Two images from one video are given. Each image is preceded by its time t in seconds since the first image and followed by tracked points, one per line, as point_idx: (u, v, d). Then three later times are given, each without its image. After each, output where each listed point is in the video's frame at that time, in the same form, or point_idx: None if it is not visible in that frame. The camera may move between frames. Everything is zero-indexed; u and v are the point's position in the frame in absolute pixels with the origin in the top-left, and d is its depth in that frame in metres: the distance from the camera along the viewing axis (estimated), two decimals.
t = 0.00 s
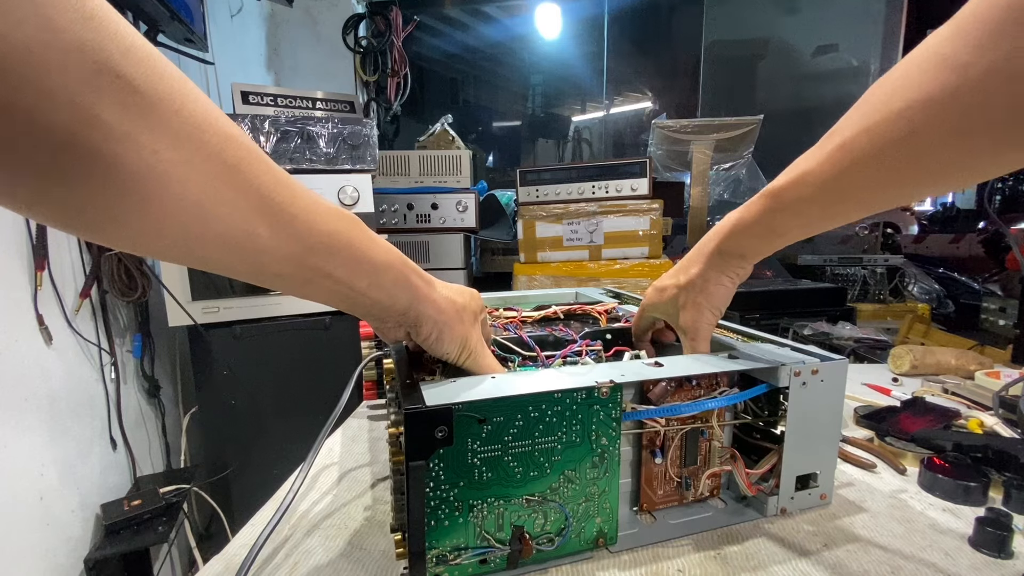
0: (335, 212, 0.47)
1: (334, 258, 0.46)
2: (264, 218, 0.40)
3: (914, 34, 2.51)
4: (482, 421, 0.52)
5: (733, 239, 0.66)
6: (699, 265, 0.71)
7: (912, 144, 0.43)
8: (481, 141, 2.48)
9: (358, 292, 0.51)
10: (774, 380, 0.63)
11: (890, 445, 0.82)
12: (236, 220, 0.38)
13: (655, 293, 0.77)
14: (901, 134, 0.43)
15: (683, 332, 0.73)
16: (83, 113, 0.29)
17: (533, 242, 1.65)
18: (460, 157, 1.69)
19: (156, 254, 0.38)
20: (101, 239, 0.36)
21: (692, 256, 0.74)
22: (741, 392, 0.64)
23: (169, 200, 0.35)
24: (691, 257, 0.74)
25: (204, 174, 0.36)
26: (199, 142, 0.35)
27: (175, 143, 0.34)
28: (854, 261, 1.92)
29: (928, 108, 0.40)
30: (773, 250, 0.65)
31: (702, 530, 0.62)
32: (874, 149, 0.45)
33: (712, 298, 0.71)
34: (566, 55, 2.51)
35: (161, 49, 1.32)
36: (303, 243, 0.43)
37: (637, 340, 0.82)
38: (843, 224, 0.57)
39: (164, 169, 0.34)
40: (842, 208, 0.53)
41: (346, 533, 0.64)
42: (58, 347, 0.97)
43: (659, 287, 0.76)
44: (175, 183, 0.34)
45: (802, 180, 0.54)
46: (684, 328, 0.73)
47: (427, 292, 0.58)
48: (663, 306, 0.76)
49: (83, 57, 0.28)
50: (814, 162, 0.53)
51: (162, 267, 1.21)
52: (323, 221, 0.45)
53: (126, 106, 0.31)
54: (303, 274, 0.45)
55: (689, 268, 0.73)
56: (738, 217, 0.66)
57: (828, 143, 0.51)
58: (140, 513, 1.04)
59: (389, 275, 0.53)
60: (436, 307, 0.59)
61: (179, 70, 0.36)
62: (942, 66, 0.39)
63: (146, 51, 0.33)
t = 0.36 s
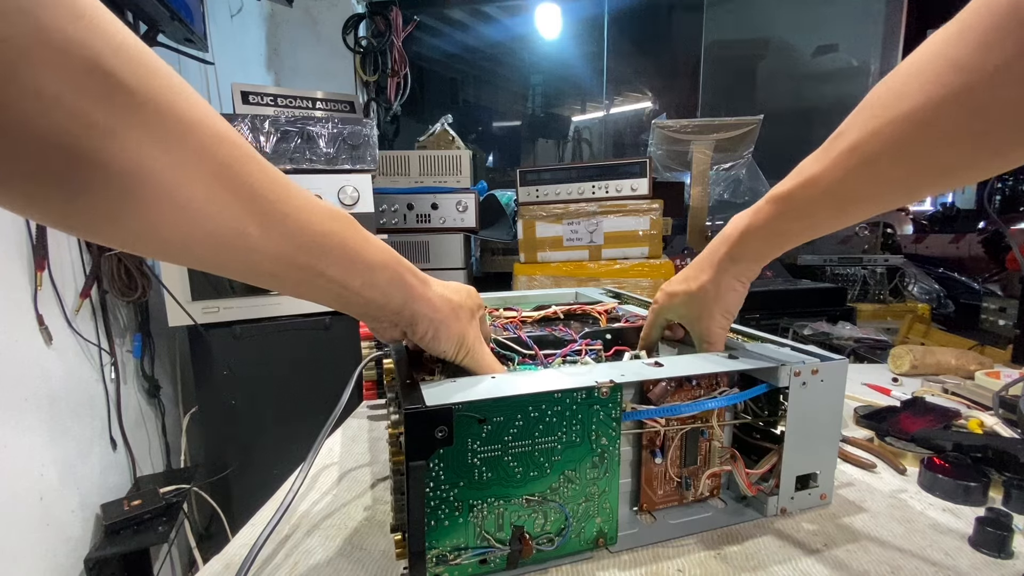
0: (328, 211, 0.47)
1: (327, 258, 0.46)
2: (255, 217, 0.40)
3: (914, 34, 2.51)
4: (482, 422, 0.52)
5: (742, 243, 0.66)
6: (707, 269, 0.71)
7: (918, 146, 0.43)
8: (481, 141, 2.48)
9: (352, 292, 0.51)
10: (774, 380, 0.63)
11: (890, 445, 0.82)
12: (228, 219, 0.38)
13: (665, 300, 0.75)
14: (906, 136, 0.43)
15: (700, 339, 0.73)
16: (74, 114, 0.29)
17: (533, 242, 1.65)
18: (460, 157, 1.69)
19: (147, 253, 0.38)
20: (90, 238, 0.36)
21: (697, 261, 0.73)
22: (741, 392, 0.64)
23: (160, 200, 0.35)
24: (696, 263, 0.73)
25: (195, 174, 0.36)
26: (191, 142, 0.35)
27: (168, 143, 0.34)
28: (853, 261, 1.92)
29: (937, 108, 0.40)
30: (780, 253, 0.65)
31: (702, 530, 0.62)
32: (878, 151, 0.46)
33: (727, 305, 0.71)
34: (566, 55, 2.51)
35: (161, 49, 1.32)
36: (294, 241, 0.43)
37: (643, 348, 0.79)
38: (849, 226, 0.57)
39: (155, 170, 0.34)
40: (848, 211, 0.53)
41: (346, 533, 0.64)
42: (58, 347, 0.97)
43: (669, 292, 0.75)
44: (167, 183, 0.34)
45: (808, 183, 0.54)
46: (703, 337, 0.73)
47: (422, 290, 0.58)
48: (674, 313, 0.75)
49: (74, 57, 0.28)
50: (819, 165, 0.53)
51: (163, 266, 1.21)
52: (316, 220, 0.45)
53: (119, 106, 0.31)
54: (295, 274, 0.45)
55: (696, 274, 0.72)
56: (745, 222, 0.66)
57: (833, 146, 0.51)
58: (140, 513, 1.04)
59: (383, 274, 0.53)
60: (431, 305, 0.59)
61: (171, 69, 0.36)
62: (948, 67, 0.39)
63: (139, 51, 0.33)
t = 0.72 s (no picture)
0: (317, 198, 0.47)
1: (319, 246, 0.46)
2: (246, 208, 0.40)
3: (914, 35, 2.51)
4: (482, 421, 0.52)
5: (740, 214, 0.67)
6: (705, 241, 0.72)
7: (922, 125, 0.43)
8: (481, 141, 2.48)
9: (347, 277, 0.51)
10: (774, 380, 0.63)
11: (890, 445, 0.82)
12: (219, 210, 0.39)
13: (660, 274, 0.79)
14: (912, 113, 0.43)
15: (695, 310, 0.75)
16: (61, 110, 0.29)
17: (533, 242, 1.65)
18: (460, 157, 1.69)
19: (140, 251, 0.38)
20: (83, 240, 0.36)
21: (694, 234, 0.75)
22: (741, 392, 0.64)
23: (152, 194, 0.35)
24: (693, 234, 0.76)
25: (184, 166, 0.36)
26: (178, 133, 0.35)
27: (155, 136, 0.34)
28: (853, 261, 1.91)
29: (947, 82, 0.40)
30: (777, 226, 0.66)
31: (702, 530, 0.62)
32: (883, 127, 0.46)
33: (720, 276, 0.73)
34: (566, 55, 2.51)
35: (161, 49, 1.32)
36: (285, 230, 0.43)
37: (642, 327, 0.83)
38: (846, 201, 0.57)
39: (145, 164, 0.34)
40: (848, 186, 0.53)
41: (346, 533, 0.64)
42: (58, 347, 0.97)
43: (664, 267, 0.78)
44: (157, 177, 0.35)
45: (810, 155, 0.54)
46: (696, 308, 0.74)
47: (417, 274, 0.59)
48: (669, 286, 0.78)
49: (54, 51, 0.28)
50: (824, 138, 0.53)
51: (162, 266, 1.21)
52: (306, 207, 0.45)
53: (104, 99, 0.31)
54: (288, 262, 0.45)
55: (692, 246, 0.75)
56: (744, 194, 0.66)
57: (840, 119, 0.51)
58: (140, 513, 1.04)
59: (377, 257, 0.53)
60: (427, 288, 0.60)
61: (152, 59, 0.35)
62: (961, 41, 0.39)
63: (119, 41, 0.32)
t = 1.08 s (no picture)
0: (320, 201, 0.47)
1: (320, 247, 0.46)
2: (248, 211, 0.40)
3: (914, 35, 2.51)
4: (482, 421, 0.52)
5: (749, 215, 0.67)
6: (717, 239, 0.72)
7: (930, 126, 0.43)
8: (481, 141, 2.48)
9: (347, 277, 0.51)
10: (774, 380, 0.63)
11: (890, 445, 0.82)
12: (220, 213, 0.38)
13: (667, 272, 0.81)
14: (920, 114, 0.43)
15: (699, 307, 0.74)
16: (57, 114, 0.29)
17: (533, 242, 1.65)
18: (460, 157, 1.69)
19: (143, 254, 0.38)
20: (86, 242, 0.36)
21: (706, 232, 0.76)
22: (741, 392, 0.64)
23: (151, 197, 0.35)
24: (705, 234, 0.76)
25: (185, 169, 0.35)
26: (178, 136, 0.35)
27: (155, 139, 0.34)
28: (853, 261, 1.92)
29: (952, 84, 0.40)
30: (786, 228, 0.66)
31: (702, 530, 0.62)
32: (891, 127, 0.46)
33: (725, 275, 0.72)
34: (566, 55, 2.51)
35: (161, 49, 1.31)
36: (286, 232, 0.43)
37: (641, 319, 0.87)
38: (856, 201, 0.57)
39: (145, 167, 0.34)
40: (857, 186, 0.53)
41: (347, 533, 0.64)
42: (58, 347, 0.97)
43: (673, 264, 0.80)
44: (157, 180, 0.34)
45: (818, 157, 0.54)
46: (699, 305, 0.73)
47: (416, 272, 0.59)
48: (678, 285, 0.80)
49: (47, 56, 0.28)
50: (832, 139, 0.53)
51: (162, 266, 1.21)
52: (307, 209, 0.45)
53: (101, 103, 0.31)
54: (290, 264, 0.45)
55: (704, 245, 0.75)
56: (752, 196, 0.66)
57: (847, 120, 0.51)
58: (140, 513, 1.04)
59: (376, 257, 0.53)
60: (426, 286, 0.60)
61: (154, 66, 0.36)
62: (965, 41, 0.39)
63: (115, 46, 0.32)
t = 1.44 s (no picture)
0: (313, 208, 0.47)
1: (312, 255, 0.46)
2: (238, 218, 0.40)
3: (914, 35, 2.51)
4: (482, 422, 0.52)
5: (763, 204, 0.67)
6: (728, 229, 0.72)
7: (959, 110, 0.44)
8: (481, 141, 2.49)
9: (336, 286, 0.50)
10: (774, 380, 0.63)
11: (890, 445, 0.82)
12: (211, 219, 0.39)
13: (671, 265, 0.81)
14: (949, 98, 0.43)
15: (704, 298, 0.74)
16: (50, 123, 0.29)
17: (533, 242, 1.65)
18: (460, 157, 1.69)
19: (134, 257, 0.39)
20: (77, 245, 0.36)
21: (716, 221, 0.75)
22: (741, 392, 0.64)
23: (140, 204, 0.35)
24: (715, 224, 0.76)
25: (176, 177, 0.36)
26: (171, 145, 0.35)
27: (148, 148, 0.34)
28: (853, 261, 1.92)
29: (985, 71, 0.40)
30: (800, 218, 0.66)
31: (702, 530, 0.62)
32: (919, 113, 0.46)
33: (732, 266, 0.73)
34: (566, 55, 2.51)
35: (161, 49, 1.31)
36: (278, 239, 0.43)
37: (643, 313, 0.86)
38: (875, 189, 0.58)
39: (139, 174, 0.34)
40: (878, 174, 0.54)
41: (347, 533, 0.64)
42: (58, 347, 0.97)
43: (680, 254, 0.80)
44: (149, 187, 0.35)
45: (837, 144, 0.54)
46: (705, 296, 0.74)
47: (409, 286, 0.57)
48: (682, 277, 0.80)
49: (43, 66, 0.28)
50: (853, 126, 0.53)
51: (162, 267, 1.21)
52: (300, 218, 0.45)
53: (96, 112, 0.31)
54: (279, 268, 0.45)
55: (712, 236, 0.75)
56: (767, 185, 0.66)
57: (871, 107, 0.51)
58: (140, 513, 1.04)
59: (371, 269, 0.52)
60: (419, 300, 0.58)
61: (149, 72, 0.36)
62: (1000, 30, 0.39)
63: (111, 55, 0.32)
